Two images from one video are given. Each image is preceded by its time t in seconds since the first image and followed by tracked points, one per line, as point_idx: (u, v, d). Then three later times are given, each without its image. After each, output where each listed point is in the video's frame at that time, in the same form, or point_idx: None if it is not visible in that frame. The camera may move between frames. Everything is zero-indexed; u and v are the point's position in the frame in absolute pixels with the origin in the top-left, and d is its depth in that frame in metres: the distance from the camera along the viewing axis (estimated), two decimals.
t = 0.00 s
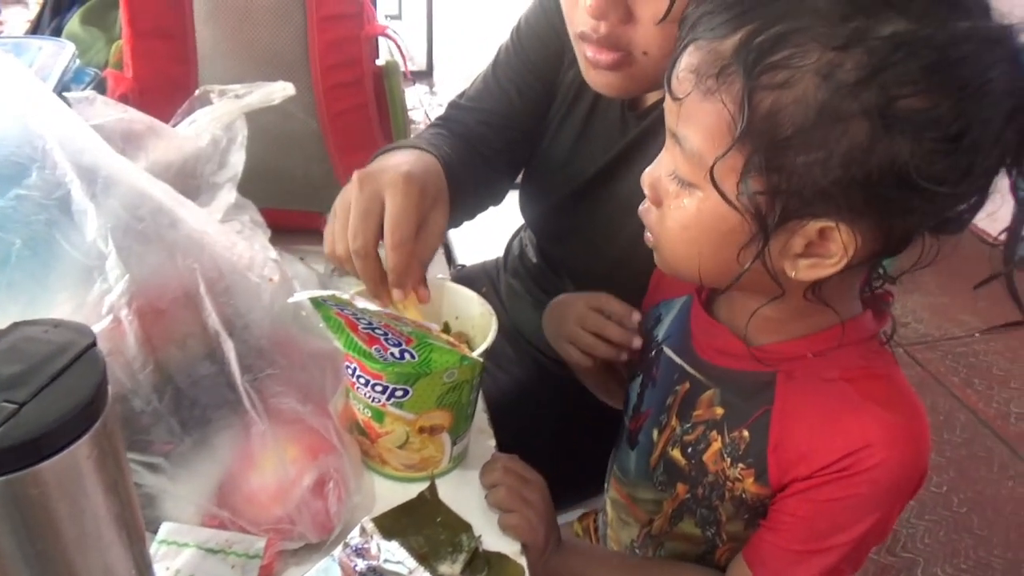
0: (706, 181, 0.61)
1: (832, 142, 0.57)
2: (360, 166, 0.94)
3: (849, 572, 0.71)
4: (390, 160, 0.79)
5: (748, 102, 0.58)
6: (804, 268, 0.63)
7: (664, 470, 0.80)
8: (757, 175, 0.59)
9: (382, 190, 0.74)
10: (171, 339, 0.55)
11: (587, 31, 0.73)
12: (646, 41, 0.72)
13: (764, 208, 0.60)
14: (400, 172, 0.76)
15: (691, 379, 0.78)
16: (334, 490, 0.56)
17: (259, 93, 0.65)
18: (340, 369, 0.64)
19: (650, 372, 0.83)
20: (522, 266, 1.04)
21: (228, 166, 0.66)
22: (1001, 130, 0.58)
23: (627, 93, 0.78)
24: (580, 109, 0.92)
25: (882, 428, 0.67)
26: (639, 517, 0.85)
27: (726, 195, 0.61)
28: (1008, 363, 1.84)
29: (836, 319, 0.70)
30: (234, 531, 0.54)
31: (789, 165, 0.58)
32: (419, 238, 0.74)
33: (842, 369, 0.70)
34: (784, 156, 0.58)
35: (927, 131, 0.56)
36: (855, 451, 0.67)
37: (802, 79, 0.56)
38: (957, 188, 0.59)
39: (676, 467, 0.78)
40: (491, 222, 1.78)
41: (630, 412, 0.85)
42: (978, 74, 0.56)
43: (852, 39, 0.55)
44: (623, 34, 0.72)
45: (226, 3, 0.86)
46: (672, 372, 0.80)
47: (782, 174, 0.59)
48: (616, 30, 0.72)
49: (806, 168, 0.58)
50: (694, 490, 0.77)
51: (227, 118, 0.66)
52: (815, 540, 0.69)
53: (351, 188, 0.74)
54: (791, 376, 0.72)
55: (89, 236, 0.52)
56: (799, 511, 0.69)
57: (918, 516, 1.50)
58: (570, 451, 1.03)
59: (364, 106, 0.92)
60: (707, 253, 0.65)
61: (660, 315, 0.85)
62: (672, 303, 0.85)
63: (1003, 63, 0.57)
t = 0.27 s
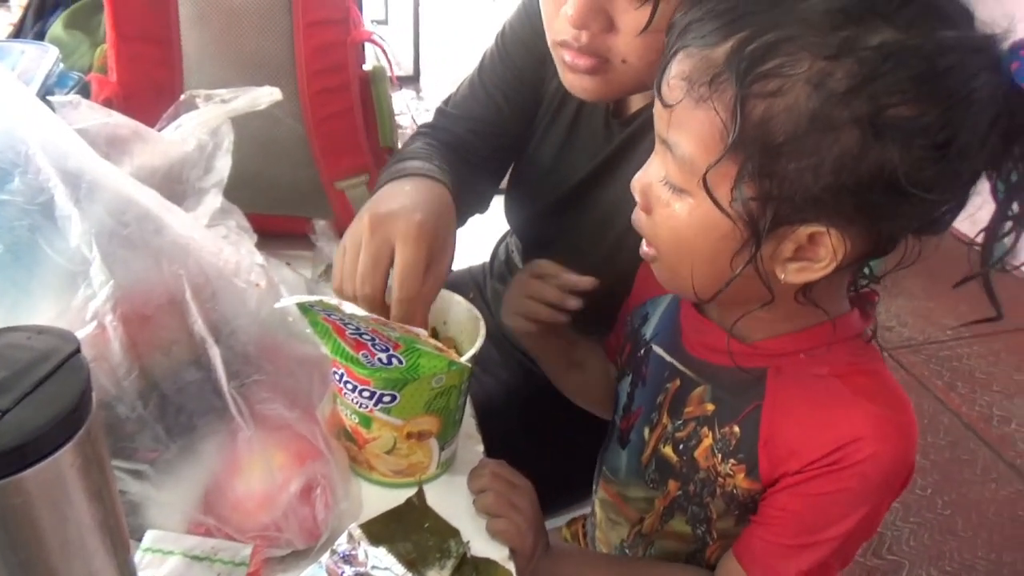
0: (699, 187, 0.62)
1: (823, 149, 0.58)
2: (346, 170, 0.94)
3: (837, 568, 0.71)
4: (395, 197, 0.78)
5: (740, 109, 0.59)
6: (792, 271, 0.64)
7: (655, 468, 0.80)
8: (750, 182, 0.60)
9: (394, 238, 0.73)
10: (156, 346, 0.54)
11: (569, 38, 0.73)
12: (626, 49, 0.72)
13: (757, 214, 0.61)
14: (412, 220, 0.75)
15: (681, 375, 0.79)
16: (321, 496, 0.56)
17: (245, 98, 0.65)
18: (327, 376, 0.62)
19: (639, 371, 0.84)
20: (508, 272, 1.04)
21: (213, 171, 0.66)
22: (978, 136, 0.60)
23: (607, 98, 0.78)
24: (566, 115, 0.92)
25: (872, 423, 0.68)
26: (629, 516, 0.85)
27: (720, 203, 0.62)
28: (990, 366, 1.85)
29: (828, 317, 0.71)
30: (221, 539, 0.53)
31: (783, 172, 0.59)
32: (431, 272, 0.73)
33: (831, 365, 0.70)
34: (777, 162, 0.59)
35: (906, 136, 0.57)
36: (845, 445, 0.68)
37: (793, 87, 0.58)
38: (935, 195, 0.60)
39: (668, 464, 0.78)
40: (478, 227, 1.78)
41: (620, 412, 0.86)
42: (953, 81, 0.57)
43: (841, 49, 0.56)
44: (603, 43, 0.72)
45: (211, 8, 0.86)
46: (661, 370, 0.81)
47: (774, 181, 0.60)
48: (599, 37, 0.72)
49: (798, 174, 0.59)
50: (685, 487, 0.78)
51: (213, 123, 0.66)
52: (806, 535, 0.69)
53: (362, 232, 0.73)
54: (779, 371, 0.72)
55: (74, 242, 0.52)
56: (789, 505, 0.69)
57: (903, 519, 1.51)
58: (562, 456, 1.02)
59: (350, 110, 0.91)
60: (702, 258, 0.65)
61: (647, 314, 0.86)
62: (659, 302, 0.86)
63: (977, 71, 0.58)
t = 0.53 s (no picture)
0: (699, 198, 0.62)
1: (825, 160, 0.59)
2: (342, 172, 0.94)
3: (837, 564, 0.71)
4: (390, 210, 0.79)
5: (739, 122, 0.60)
6: (800, 278, 0.65)
7: (654, 465, 0.80)
8: (752, 192, 0.60)
9: (392, 255, 0.73)
10: (151, 347, 0.54)
11: (564, 40, 0.73)
12: (621, 51, 0.72)
13: (759, 224, 0.62)
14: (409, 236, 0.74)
15: (680, 372, 0.79)
16: (318, 498, 0.56)
17: (241, 99, 0.65)
18: (324, 377, 0.62)
19: (637, 369, 0.83)
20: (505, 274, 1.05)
21: (209, 172, 0.66)
22: (973, 138, 0.60)
23: (600, 101, 0.78)
24: (562, 116, 0.92)
25: (871, 420, 0.68)
26: (629, 513, 0.84)
27: (722, 216, 0.62)
28: (985, 368, 1.86)
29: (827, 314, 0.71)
30: (217, 541, 0.53)
31: (786, 182, 0.60)
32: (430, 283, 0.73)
33: (830, 364, 0.70)
34: (778, 172, 0.60)
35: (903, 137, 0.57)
36: (845, 443, 0.68)
37: (792, 97, 0.58)
38: (930, 196, 0.60)
39: (667, 462, 0.78)
40: (474, 230, 1.77)
41: (619, 409, 0.85)
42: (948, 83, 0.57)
43: (839, 57, 0.57)
44: (598, 45, 0.72)
45: (207, 10, 0.86)
46: (659, 368, 0.81)
47: (776, 191, 0.60)
48: (593, 41, 0.72)
49: (800, 183, 0.60)
50: (684, 484, 0.77)
51: (209, 124, 0.65)
52: (806, 531, 0.69)
53: (360, 251, 0.73)
54: (780, 371, 0.72)
55: (68, 244, 0.52)
56: (790, 502, 0.69)
57: (900, 520, 1.51)
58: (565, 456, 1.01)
59: (346, 112, 0.91)
60: (701, 264, 0.65)
61: (645, 311, 0.86)
62: (656, 299, 0.86)
63: (973, 72, 0.58)
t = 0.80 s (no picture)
0: (705, 206, 0.62)
1: (835, 169, 0.59)
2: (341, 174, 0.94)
3: (841, 558, 0.71)
4: (383, 194, 0.80)
5: (746, 133, 0.59)
6: (805, 283, 0.65)
7: (656, 464, 0.80)
8: (760, 202, 0.61)
9: (380, 243, 0.74)
10: (151, 350, 0.54)
11: (565, 42, 0.73)
12: (623, 53, 0.72)
13: (767, 233, 0.62)
14: (397, 222, 0.76)
15: (681, 372, 0.78)
16: (318, 501, 0.56)
17: (241, 101, 0.65)
18: (325, 380, 0.62)
19: (638, 368, 0.83)
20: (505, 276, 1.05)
21: (209, 175, 0.66)
22: (974, 140, 0.60)
23: (602, 103, 0.78)
24: (563, 118, 0.92)
25: (876, 416, 0.68)
26: (632, 512, 0.84)
27: (731, 227, 0.62)
28: (986, 370, 1.86)
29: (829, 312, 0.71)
30: (217, 544, 0.53)
31: (796, 192, 0.60)
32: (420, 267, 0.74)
33: (834, 361, 0.70)
34: (787, 180, 0.60)
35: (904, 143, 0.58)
36: (850, 439, 0.68)
37: (798, 108, 0.58)
38: (928, 202, 0.61)
39: (670, 460, 0.78)
40: (473, 233, 1.78)
41: (619, 408, 0.85)
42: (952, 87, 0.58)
43: (846, 65, 0.57)
44: (600, 47, 0.72)
45: (208, 12, 0.86)
46: (660, 368, 0.80)
47: (783, 201, 0.60)
48: (594, 42, 0.72)
49: (808, 192, 0.60)
50: (688, 482, 0.77)
51: (210, 126, 0.65)
52: (810, 526, 0.69)
53: (349, 242, 0.74)
54: (784, 370, 0.72)
55: (70, 248, 0.52)
56: (794, 498, 0.69)
57: (901, 523, 1.51)
58: (568, 459, 1.01)
59: (346, 115, 0.91)
60: (704, 271, 0.65)
61: (644, 309, 0.85)
62: (656, 298, 0.85)
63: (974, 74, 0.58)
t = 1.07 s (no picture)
0: (728, 215, 0.62)
1: (856, 183, 0.59)
2: (349, 177, 0.94)
3: (852, 548, 0.71)
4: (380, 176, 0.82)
5: (770, 143, 0.59)
6: (815, 288, 0.65)
7: (666, 461, 0.79)
8: (781, 211, 0.61)
9: (366, 210, 0.76)
10: (161, 354, 0.54)
11: (578, 45, 0.73)
12: (638, 55, 0.72)
13: (781, 241, 0.62)
14: (386, 192, 0.77)
15: (690, 368, 0.77)
16: (327, 504, 0.56)
17: (248, 106, 0.65)
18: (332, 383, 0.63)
19: (645, 366, 0.82)
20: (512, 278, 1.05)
21: (217, 179, 0.66)
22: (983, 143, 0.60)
23: (615, 108, 0.78)
24: (571, 121, 0.92)
25: (883, 404, 0.68)
26: (640, 510, 0.84)
27: (750, 236, 0.62)
28: (995, 373, 1.85)
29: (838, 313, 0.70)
30: (227, 547, 0.53)
31: (817, 204, 0.60)
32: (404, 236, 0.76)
33: (841, 355, 0.70)
34: (809, 189, 0.60)
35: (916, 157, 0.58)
36: (859, 428, 0.68)
37: (824, 121, 0.58)
38: (935, 214, 0.61)
39: (680, 456, 0.77)
40: (480, 237, 1.78)
41: (625, 406, 0.84)
42: (964, 95, 0.57)
43: (874, 82, 0.56)
44: (612, 48, 0.72)
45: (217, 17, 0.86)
46: (668, 365, 0.79)
47: (803, 210, 0.61)
48: (607, 43, 0.72)
49: (829, 203, 0.60)
50: (697, 478, 0.77)
51: (217, 131, 0.66)
52: (821, 516, 0.69)
53: (337, 212, 0.76)
54: (792, 365, 0.71)
55: (79, 252, 0.52)
56: (805, 488, 0.69)
57: (910, 526, 1.51)
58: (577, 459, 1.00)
59: (353, 119, 0.92)
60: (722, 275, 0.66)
61: (649, 307, 0.84)
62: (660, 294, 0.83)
63: (985, 77, 0.58)
